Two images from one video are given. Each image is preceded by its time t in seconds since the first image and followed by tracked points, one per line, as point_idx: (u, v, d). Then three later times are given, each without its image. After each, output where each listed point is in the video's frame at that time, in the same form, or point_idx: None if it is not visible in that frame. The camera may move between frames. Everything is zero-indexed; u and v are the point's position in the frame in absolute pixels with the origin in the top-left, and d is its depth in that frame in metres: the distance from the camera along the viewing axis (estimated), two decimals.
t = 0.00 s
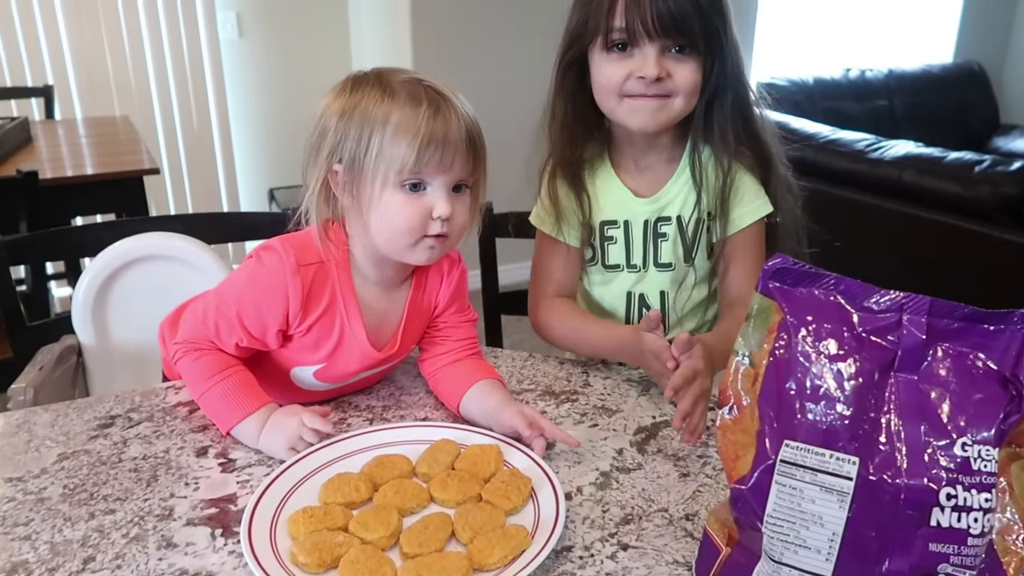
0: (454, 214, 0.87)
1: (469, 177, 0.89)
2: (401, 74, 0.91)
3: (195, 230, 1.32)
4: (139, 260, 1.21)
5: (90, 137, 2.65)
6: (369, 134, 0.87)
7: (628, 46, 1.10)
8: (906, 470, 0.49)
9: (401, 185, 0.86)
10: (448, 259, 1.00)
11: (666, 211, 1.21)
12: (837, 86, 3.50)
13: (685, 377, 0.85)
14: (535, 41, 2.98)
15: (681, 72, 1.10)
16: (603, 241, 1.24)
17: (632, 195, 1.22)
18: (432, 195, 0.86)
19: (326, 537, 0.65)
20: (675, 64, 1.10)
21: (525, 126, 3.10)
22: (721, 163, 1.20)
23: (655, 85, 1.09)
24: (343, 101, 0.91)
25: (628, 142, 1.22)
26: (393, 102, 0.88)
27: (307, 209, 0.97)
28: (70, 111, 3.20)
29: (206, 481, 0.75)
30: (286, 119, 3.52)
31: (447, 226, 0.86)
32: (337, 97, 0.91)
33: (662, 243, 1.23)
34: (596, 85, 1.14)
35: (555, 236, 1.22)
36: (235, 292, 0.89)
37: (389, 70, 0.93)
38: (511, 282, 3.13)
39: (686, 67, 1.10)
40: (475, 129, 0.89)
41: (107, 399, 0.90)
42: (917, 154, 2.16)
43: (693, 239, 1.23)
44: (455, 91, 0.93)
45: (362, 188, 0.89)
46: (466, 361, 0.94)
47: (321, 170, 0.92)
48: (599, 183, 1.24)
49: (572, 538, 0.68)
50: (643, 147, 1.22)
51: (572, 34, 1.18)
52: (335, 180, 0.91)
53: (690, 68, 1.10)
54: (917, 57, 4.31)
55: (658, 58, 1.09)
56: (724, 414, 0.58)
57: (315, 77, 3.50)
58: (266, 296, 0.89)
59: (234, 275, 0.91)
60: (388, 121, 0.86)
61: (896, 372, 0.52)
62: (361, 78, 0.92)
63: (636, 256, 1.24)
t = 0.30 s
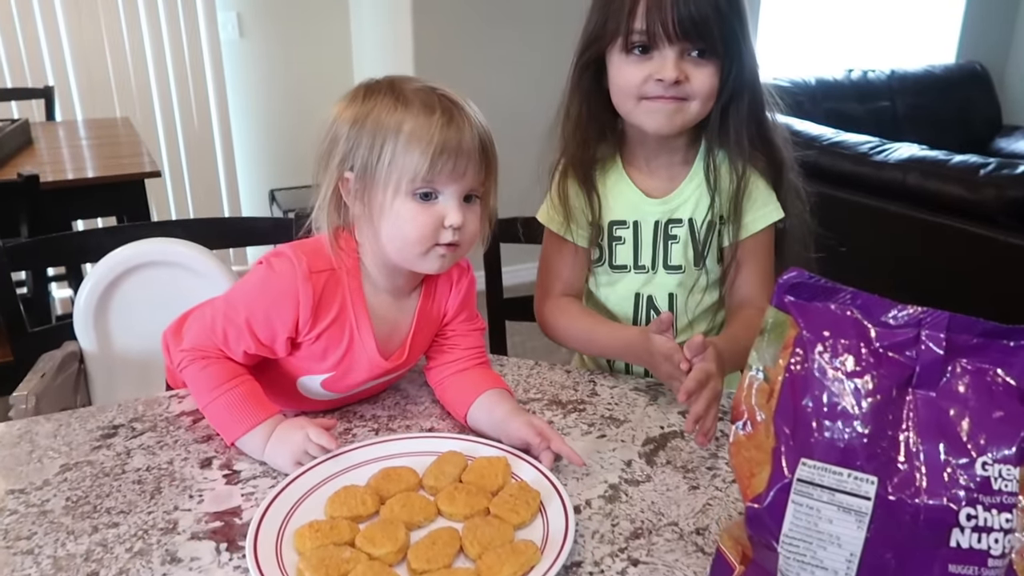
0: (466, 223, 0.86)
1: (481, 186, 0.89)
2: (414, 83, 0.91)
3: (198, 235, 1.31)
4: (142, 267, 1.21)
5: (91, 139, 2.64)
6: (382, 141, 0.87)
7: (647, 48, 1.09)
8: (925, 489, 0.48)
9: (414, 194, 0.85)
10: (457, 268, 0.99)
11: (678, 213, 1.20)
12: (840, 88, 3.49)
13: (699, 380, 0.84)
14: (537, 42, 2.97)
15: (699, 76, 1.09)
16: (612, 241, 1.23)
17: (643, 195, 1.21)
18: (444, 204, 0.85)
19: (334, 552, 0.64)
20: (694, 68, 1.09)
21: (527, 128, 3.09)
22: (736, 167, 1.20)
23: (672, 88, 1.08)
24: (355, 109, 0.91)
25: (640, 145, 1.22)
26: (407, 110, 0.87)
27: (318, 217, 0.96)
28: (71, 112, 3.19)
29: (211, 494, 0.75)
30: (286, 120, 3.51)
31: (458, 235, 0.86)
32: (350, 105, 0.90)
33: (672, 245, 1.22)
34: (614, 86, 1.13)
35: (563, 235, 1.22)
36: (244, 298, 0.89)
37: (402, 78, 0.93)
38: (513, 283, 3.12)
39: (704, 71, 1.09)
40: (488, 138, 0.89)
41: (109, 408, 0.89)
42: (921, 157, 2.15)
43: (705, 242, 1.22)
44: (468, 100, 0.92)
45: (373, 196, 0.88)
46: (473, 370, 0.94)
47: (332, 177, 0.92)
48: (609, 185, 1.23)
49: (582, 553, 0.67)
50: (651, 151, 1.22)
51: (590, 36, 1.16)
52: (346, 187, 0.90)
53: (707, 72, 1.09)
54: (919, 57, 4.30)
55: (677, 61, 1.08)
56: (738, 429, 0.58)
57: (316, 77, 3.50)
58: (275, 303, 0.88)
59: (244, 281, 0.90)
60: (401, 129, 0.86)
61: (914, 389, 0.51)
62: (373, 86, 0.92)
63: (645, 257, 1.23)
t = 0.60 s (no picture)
0: (469, 234, 0.85)
1: (485, 198, 0.88)
2: (419, 94, 0.90)
3: (197, 247, 1.30)
4: (142, 279, 1.20)
5: (91, 150, 2.63)
6: (386, 152, 0.86)
7: (651, 56, 1.09)
8: (934, 507, 0.47)
9: (417, 205, 0.85)
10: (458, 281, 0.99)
11: (679, 223, 1.20)
12: (840, 96, 3.48)
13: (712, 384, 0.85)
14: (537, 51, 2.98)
15: (700, 85, 1.08)
16: (610, 249, 1.23)
17: (644, 204, 1.21)
18: (447, 215, 0.85)
19: (333, 569, 0.63)
20: (697, 78, 1.09)
21: (527, 137, 3.09)
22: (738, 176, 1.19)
23: (675, 95, 1.07)
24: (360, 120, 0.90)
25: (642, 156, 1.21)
26: (411, 121, 0.87)
27: (320, 228, 0.95)
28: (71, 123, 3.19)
29: (209, 510, 0.74)
30: (287, 130, 3.51)
31: (462, 247, 0.85)
32: (355, 116, 0.90)
33: (674, 255, 1.21)
34: (617, 93, 1.13)
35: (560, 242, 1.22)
36: (245, 310, 0.88)
37: (406, 90, 0.92)
38: (514, 293, 3.11)
39: (706, 80, 1.09)
40: (492, 150, 0.88)
41: (107, 422, 0.89)
42: (923, 166, 2.14)
43: (707, 251, 1.21)
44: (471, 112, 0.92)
45: (376, 207, 0.87)
46: (474, 384, 0.93)
47: (335, 188, 0.91)
48: (607, 194, 1.23)
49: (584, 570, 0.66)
50: (653, 161, 1.21)
51: (594, 43, 1.16)
52: (349, 199, 0.90)
53: (709, 81, 1.09)
54: (918, 66, 4.30)
55: (680, 69, 1.08)
56: (743, 445, 0.57)
57: (316, 87, 3.50)
58: (277, 315, 0.87)
59: (244, 293, 0.89)
60: (405, 140, 0.85)
61: (923, 405, 0.50)
62: (378, 97, 0.92)
63: (645, 266, 1.22)
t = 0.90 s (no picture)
0: (465, 235, 0.85)
1: (481, 198, 0.88)
2: (416, 94, 0.90)
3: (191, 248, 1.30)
4: (140, 278, 1.20)
5: (88, 151, 2.62)
6: (382, 152, 0.85)
7: (638, 54, 1.08)
8: (932, 510, 0.47)
9: (414, 204, 0.84)
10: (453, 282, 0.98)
11: (679, 220, 1.19)
12: (837, 97, 3.48)
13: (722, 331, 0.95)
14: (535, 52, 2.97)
15: (689, 80, 1.07)
16: (607, 245, 1.24)
17: (643, 202, 1.20)
18: (443, 215, 0.84)
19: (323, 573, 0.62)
20: (686, 73, 1.07)
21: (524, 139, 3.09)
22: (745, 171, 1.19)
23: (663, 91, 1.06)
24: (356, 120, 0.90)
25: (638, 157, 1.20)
26: (408, 121, 0.86)
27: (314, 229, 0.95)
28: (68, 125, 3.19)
29: (199, 513, 0.73)
30: (284, 132, 3.51)
31: (458, 246, 0.84)
32: (351, 115, 0.89)
33: (676, 251, 1.21)
34: (609, 92, 1.13)
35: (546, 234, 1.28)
36: (237, 310, 0.87)
37: (403, 90, 0.92)
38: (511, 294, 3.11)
39: (694, 76, 1.07)
40: (488, 151, 0.88)
41: (98, 424, 0.88)
42: (920, 167, 2.15)
43: (709, 248, 1.21)
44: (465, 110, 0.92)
45: (372, 207, 0.86)
46: (469, 386, 0.92)
47: (330, 188, 0.90)
48: (600, 191, 1.23)
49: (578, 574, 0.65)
50: (649, 162, 1.21)
51: (585, 45, 1.17)
52: (344, 199, 0.89)
53: (697, 76, 1.08)
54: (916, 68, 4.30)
55: (668, 65, 1.07)
56: (738, 447, 0.56)
57: (313, 89, 3.49)
58: (269, 316, 0.86)
59: (237, 292, 0.89)
60: (402, 140, 0.85)
61: (919, 407, 0.49)
62: (374, 97, 0.91)
63: (644, 263, 1.22)
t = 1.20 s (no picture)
0: (463, 234, 0.85)
1: (477, 198, 0.88)
2: (412, 94, 0.90)
3: (190, 248, 1.30)
4: (139, 278, 1.19)
5: (88, 151, 2.62)
6: (377, 152, 0.85)
7: (631, 56, 1.09)
8: (931, 511, 0.47)
9: (411, 204, 0.84)
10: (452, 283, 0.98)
11: (681, 219, 1.20)
12: (837, 98, 3.48)
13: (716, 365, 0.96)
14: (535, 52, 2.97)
15: (681, 84, 1.07)
16: (609, 242, 1.24)
17: (646, 200, 1.21)
18: (440, 214, 0.84)
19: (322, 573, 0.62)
20: (677, 77, 1.08)
21: (524, 139, 3.09)
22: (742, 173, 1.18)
23: (653, 94, 1.07)
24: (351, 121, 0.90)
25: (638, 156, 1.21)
26: (403, 121, 0.86)
27: (311, 230, 0.95)
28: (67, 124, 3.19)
29: (198, 513, 0.73)
30: (284, 131, 3.50)
31: (455, 246, 0.84)
32: (346, 116, 0.89)
33: (677, 250, 1.21)
34: (608, 94, 1.14)
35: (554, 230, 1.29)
36: (235, 311, 0.87)
37: (399, 90, 0.92)
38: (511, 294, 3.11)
39: (687, 80, 1.08)
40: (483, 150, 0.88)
41: (97, 424, 0.88)
42: (921, 167, 2.14)
43: (710, 247, 1.21)
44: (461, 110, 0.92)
45: (369, 208, 0.86)
46: (469, 387, 0.92)
47: (327, 189, 0.90)
48: (603, 189, 1.24)
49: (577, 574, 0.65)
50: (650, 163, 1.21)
51: (586, 44, 1.18)
52: (341, 199, 0.89)
53: (690, 81, 1.08)
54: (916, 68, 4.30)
55: (660, 68, 1.07)
56: (738, 447, 0.56)
57: (314, 88, 3.49)
58: (266, 316, 0.86)
59: (234, 294, 0.89)
60: (398, 139, 0.85)
61: (918, 407, 0.49)
62: (370, 97, 0.91)
63: (645, 261, 1.22)
